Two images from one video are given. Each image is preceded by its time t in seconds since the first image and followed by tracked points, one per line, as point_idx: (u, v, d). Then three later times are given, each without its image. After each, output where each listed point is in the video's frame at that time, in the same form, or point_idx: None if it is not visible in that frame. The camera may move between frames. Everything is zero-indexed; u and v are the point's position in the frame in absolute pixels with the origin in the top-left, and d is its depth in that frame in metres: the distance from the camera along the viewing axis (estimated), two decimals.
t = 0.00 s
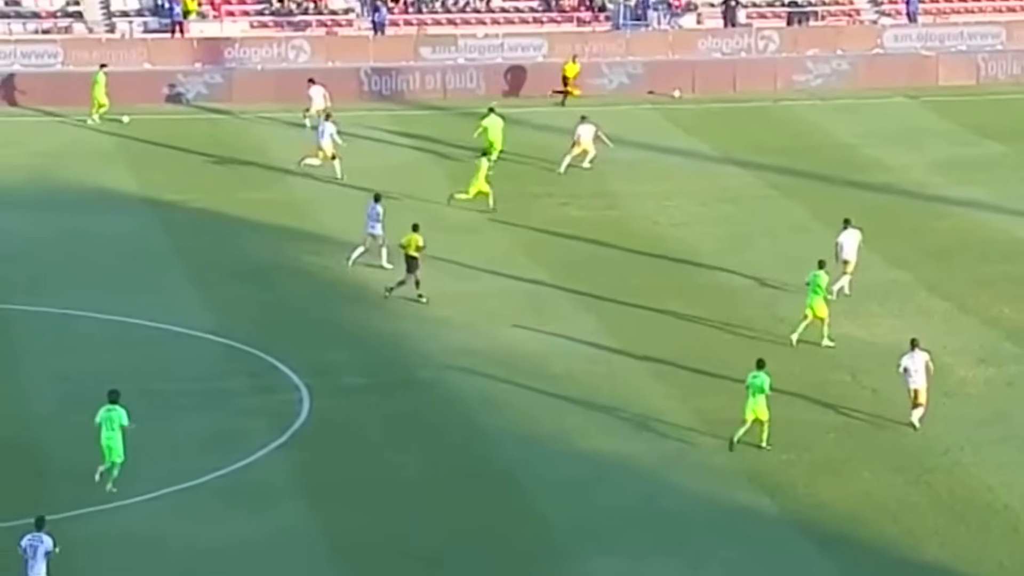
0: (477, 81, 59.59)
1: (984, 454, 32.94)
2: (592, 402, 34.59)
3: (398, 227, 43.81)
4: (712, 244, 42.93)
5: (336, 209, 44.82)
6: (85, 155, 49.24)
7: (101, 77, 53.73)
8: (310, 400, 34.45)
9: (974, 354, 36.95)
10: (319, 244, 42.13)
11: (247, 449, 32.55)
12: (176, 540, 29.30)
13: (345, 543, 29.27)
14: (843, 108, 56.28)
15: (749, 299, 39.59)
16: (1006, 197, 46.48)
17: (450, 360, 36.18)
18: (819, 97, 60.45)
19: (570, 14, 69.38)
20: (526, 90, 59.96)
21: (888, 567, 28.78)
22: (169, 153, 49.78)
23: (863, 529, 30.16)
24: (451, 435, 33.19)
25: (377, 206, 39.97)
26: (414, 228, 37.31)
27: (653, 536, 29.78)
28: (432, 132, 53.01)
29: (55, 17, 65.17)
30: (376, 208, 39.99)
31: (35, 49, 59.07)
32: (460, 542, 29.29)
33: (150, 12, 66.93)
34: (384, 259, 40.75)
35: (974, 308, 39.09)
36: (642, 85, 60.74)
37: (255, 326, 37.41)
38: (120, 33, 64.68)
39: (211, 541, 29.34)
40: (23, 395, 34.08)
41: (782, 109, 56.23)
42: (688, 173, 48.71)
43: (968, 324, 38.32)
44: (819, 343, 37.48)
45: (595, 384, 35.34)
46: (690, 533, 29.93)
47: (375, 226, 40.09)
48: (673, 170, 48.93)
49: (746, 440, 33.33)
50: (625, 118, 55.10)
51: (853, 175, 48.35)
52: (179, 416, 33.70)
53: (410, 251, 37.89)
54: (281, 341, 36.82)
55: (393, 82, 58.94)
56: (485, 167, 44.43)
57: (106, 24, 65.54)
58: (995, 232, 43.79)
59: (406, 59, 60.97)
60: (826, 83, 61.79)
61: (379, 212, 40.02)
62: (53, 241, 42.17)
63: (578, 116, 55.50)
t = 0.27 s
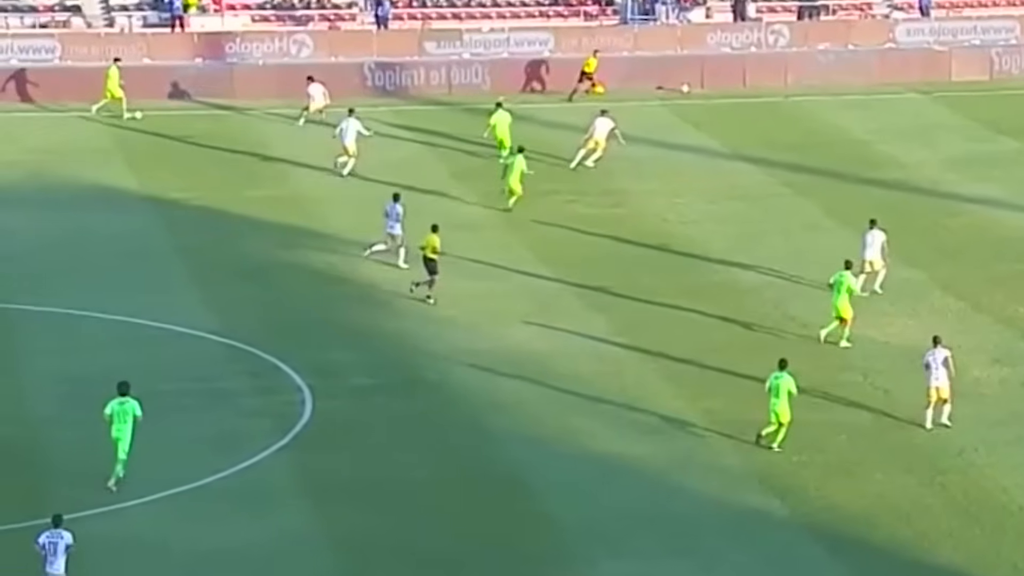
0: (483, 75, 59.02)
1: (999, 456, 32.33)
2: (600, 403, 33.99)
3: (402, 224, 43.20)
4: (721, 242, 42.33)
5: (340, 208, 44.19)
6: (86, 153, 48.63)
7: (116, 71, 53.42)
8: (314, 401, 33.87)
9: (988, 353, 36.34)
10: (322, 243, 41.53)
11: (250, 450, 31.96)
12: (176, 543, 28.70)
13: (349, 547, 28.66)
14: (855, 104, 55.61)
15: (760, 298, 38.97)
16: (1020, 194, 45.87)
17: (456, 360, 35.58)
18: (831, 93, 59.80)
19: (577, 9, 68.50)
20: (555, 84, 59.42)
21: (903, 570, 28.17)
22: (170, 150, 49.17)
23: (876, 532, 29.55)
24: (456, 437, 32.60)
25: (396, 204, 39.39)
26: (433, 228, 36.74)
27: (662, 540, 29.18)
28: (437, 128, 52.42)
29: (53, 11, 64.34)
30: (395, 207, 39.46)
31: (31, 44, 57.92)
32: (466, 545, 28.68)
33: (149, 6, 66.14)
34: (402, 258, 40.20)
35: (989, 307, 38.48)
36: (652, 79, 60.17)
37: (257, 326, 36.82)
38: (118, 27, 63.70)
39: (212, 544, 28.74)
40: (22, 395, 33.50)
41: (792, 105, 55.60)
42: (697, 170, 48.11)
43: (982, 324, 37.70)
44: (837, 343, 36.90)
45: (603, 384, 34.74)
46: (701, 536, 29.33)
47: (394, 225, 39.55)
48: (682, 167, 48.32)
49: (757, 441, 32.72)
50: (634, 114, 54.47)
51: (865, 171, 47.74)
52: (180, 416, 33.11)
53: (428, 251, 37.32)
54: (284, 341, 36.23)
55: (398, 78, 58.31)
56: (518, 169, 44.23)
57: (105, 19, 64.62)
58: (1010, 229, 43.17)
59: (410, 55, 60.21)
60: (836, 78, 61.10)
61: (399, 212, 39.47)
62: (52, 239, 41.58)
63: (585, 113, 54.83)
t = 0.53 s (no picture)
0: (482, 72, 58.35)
1: (1006, 459, 31.71)
2: (600, 406, 33.37)
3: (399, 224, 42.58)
4: (723, 242, 41.70)
5: (335, 208, 43.56)
6: (78, 152, 47.96)
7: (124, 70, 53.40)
8: (308, 405, 33.25)
9: (994, 355, 35.72)
10: (317, 244, 40.90)
11: (243, 455, 31.34)
12: (167, 550, 28.06)
13: (344, 554, 28.03)
14: (858, 101, 54.97)
15: (762, 299, 38.35)
16: None
17: (453, 363, 34.96)
18: (834, 90, 59.15)
19: (576, 5, 67.59)
20: (571, 82, 58.98)
21: None
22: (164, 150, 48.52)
23: (881, 537, 28.93)
24: (454, 441, 31.97)
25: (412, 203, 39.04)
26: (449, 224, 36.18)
27: (663, 546, 28.55)
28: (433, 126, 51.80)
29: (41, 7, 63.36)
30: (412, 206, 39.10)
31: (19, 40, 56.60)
32: (463, 552, 28.04)
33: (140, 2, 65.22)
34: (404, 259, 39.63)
35: (995, 308, 37.86)
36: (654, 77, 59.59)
37: (251, 329, 36.20)
38: (108, 23, 62.79)
39: (204, 550, 28.10)
40: (11, 399, 32.87)
41: (795, 103, 54.96)
42: (698, 168, 47.49)
43: (988, 325, 37.08)
44: (841, 344, 36.29)
45: (603, 387, 34.12)
46: (702, 542, 28.70)
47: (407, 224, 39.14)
48: (683, 166, 47.70)
49: (761, 445, 32.07)
50: (634, 112, 53.84)
51: (869, 170, 47.12)
52: (172, 420, 32.49)
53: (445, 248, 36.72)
54: (278, 344, 35.61)
55: (393, 77, 57.70)
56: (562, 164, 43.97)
57: (94, 15, 63.36)
58: (1016, 229, 42.56)
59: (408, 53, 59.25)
60: (839, 75, 60.50)
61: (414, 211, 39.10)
62: (43, 240, 40.93)
63: (585, 111, 54.20)
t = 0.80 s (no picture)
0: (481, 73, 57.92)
1: (1013, 465, 31.25)
2: (601, 411, 32.92)
3: (398, 227, 42.13)
4: (725, 245, 41.25)
5: (333, 211, 43.12)
6: (73, 154, 47.51)
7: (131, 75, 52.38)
8: (305, 411, 32.80)
9: (1001, 360, 35.26)
10: (315, 247, 40.45)
11: (239, 462, 30.88)
12: (161, 557, 27.59)
13: (341, 562, 27.56)
14: (862, 102, 54.52)
15: (766, 303, 37.91)
16: None
17: (452, 368, 34.51)
18: (838, 92, 58.71)
19: (576, 5, 67.25)
20: (579, 82, 58.66)
21: None
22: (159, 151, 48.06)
23: (886, 544, 28.46)
24: (453, 447, 31.52)
25: (427, 203, 38.32)
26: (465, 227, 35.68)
27: (665, 553, 28.08)
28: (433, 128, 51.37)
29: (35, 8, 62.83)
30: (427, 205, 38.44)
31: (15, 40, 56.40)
32: (463, 560, 27.57)
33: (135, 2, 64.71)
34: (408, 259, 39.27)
35: (1002, 312, 37.40)
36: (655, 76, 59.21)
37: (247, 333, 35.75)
38: (102, 24, 62.34)
39: (199, 558, 27.64)
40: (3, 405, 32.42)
41: (798, 104, 54.51)
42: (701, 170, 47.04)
43: (994, 329, 36.62)
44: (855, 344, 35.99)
45: (604, 392, 33.66)
46: (704, 549, 28.23)
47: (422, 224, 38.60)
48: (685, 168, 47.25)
49: (764, 451, 31.61)
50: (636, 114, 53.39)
51: (873, 172, 46.67)
52: (167, 427, 32.03)
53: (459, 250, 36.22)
54: (275, 349, 35.16)
55: (392, 77, 57.28)
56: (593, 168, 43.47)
57: (88, 16, 62.99)
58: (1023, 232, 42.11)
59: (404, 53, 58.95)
60: (843, 76, 60.06)
61: (429, 211, 38.43)
62: (38, 244, 40.48)
63: (586, 112, 53.75)
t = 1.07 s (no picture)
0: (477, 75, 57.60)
1: (1014, 471, 30.90)
2: (598, 417, 32.57)
3: (393, 231, 41.79)
4: (724, 249, 40.89)
5: (328, 214, 42.77)
6: (65, 157, 47.13)
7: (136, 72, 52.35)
8: (299, 416, 32.43)
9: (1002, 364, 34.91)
10: (309, 251, 40.09)
11: (232, 467, 30.51)
12: (154, 564, 27.19)
13: (336, 569, 27.18)
14: (861, 104, 54.17)
15: (765, 307, 37.55)
16: None
17: (448, 373, 34.15)
18: (837, 94, 58.36)
19: (574, 6, 66.93)
20: (578, 84, 58.35)
21: None
22: (152, 155, 47.69)
23: (886, 551, 28.11)
24: (449, 453, 31.15)
25: (437, 207, 37.91)
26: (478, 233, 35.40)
27: (663, 560, 27.72)
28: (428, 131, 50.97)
29: (24, 9, 62.33)
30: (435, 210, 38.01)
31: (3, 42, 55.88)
32: (459, 567, 27.19)
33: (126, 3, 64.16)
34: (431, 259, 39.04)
35: (1003, 316, 37.06)
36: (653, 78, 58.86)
37: (241, 338, 35.39)
38: (94, 24, 61.97)
39: (192, 565, 27.25)
40: None
41: (797, 106, 54.17)
42: (699, 173, 46.69)
43: (994, 333, 36.27)
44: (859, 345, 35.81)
45: (601, 397, 33.31)
46: (703, 556, 27.87)
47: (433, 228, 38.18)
48: (683, 171, 46.90)
49: (763, 456, 31.26)
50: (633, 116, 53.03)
51: (872, 175, 46.32)
52: (159, 432, 31.67)
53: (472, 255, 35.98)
54: (269, 353, 34.80)
55: (390, 79, 56.94)
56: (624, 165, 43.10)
57: (78, 17, 62.56)
58: None
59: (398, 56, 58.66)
60: (843, 78, 59.72)
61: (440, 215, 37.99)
62: (29, 247, 40.11)
63: (583, 114, 53.40)
